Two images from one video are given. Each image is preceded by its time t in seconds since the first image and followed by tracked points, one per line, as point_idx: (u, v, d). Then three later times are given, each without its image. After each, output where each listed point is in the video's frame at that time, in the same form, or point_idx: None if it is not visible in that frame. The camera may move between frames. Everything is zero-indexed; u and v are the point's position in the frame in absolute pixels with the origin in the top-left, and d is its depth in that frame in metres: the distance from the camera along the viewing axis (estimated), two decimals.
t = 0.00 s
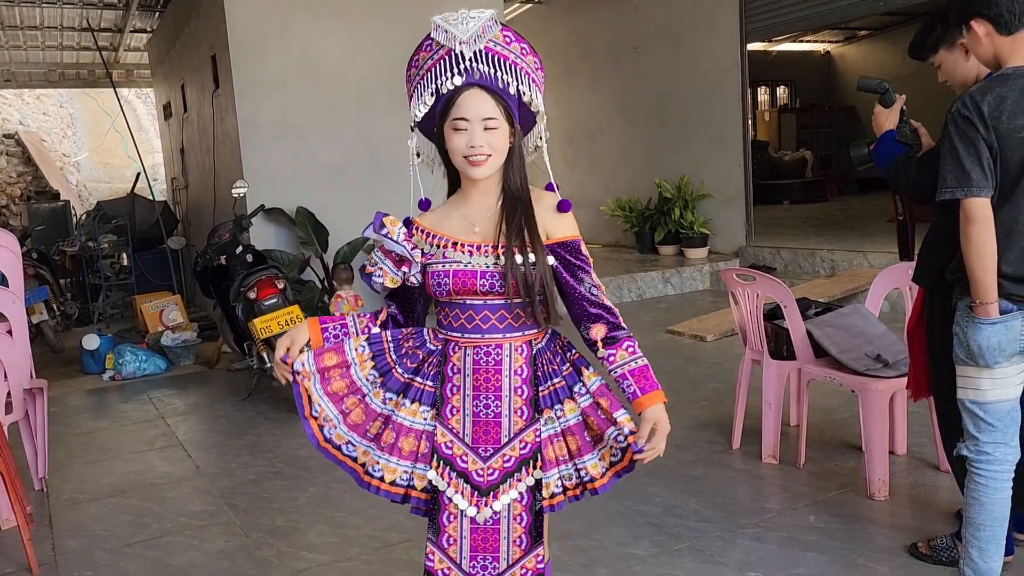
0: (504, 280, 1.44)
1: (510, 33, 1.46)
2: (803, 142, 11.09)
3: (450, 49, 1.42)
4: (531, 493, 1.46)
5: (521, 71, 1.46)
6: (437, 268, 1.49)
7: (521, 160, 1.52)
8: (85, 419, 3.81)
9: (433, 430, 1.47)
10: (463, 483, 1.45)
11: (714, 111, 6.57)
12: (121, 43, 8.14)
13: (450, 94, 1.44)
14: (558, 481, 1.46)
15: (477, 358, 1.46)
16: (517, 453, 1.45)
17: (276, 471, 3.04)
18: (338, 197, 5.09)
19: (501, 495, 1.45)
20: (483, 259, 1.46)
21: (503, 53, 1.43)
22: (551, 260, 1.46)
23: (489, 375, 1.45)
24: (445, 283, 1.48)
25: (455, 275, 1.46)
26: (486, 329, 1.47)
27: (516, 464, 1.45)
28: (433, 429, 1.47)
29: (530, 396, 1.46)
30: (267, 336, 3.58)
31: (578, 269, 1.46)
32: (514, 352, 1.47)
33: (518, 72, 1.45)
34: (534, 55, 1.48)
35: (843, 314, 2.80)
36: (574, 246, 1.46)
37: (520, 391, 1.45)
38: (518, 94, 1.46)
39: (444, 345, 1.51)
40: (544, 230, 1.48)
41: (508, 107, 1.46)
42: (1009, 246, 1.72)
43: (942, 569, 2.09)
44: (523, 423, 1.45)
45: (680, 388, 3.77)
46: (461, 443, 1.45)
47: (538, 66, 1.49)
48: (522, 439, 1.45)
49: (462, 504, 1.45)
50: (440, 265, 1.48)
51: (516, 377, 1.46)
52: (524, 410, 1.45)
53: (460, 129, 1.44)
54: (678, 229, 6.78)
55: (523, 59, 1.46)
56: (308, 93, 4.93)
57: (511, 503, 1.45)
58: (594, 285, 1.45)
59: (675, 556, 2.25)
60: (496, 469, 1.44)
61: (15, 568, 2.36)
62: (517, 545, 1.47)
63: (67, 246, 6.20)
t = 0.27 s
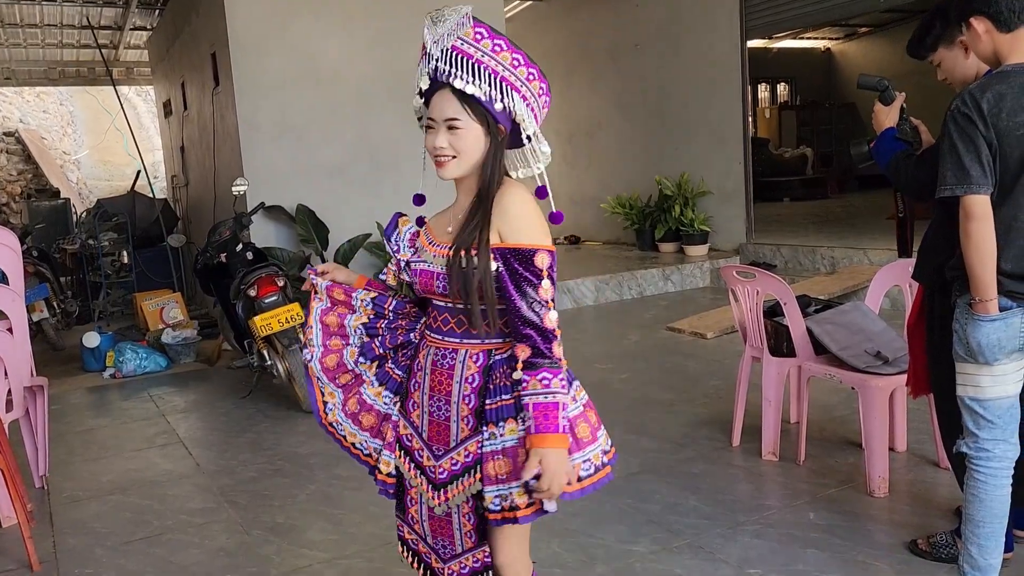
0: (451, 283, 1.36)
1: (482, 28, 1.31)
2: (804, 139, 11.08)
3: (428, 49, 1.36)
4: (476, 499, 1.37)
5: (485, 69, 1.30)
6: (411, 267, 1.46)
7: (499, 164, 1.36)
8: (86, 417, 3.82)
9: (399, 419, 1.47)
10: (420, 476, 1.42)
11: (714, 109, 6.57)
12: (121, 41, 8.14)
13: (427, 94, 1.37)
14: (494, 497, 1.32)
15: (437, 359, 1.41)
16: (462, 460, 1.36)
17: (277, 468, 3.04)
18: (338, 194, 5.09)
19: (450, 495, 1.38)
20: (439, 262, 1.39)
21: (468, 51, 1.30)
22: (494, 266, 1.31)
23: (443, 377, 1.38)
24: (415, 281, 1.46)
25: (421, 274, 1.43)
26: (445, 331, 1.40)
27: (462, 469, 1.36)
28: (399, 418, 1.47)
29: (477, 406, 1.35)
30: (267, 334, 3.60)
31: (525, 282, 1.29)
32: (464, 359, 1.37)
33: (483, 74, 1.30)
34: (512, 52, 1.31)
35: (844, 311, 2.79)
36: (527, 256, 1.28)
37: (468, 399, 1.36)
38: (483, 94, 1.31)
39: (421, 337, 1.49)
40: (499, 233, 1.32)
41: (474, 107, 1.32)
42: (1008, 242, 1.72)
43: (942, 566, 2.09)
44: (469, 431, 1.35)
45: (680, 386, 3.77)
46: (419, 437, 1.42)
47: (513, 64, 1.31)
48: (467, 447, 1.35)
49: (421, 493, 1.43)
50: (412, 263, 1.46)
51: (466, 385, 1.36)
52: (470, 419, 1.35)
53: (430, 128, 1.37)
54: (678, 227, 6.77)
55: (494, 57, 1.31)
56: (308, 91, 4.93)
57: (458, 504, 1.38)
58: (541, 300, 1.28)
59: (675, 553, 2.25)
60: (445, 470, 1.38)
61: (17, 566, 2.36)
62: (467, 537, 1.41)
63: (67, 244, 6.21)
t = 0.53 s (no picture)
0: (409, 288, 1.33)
1: (455, 33, 1.28)
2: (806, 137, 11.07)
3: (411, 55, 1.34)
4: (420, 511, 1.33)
5: (456, 75, 1.26)
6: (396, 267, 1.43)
7: (476, 173, 1.31)
8: (89, 416, 3.82)
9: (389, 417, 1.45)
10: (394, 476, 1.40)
11: (717, 108, 6.56)
12: (123, 40, 8.15)
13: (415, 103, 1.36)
14: (425, 510, 1.29)
15: (413, 362, 1.38)
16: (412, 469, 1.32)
17: (279, 467, 3.04)
18: (340, 194, 5.09)
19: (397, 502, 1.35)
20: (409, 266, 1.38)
21: (440, 57, 1.27)
22: (441, 279, 1.28)
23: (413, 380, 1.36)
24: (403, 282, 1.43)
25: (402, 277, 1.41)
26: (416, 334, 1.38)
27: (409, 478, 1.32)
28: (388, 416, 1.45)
29: (431, 413, 1.31)
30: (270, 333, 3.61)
31: (473, 299, 1.25)
32: (428, 367, 1.34)
33: (452, 81, 1.26)
34: (483, 57, 1.27)
35: (846, 310, 2.78)
36: (476, 273, 1.25)
37: (425, 406, 1.32)
38: (453, 100, 1.27)
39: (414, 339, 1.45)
40: (454, 245, 1.28)
41: (448, 115, 1.29)
42: (1013, 240, 1.72)
43: (944, 565, 2.09)
44: (421, 440, 1.31)
45: (683, 384, 3.77)
46: (398, 437, 1.41)
47: (483, 69, 1.26)
48: (415, 457, 1.31)
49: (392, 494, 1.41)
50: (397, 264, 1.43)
51: (426, 392, 1.33)
52: (423, 427, 1.32)
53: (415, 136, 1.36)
54: (681, 226, 6.77)
55: (464, 62, 1.26)
56: (310, 91, 4.93)
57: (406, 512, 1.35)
58: (487, 318, 1.24)
59: (678, 552, 2.25)
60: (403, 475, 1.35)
61: (19, 564, 2.37)
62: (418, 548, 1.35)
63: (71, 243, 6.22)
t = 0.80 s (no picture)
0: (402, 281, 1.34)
1: (453, 21, 1.28)
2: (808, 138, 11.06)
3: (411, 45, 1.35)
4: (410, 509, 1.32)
5: (453, 62, 1.26)
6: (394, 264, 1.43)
7: (472, 164, 1.31)
8: (92, 416, 3.83)
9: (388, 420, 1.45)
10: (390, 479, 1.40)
11: (719, 108, 6.56)
12: (126, 41, 8.16)
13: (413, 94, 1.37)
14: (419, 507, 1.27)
15: (408, 361, 1.38)
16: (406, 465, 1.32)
17: (282, 467, 3.05)
18: (342, 194, 5.09)
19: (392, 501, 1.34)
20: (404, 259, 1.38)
21: (437, 45, 1.28)
22: (437, 271, 1.27)
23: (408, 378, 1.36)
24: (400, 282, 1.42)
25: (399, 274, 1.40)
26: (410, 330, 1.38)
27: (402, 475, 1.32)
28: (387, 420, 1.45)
29: (423, 408, 1.31)
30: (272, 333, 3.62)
31: (476, 290, 1.25)
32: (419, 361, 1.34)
33: (449, 68, 1.26)
34: (482, 45, 1.26)
35: (849, 311, 2.79)
36: (476, 263, 1.25)
37: (418, 401, 1.32)
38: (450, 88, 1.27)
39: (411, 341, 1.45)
40: (454, 240, 1.28)
41: (445, 104, 1.29)
42: (1018, 242, 1.71)
43: (948, 566, 2.08)
44: (416, 435, 1.31)
45: (685, 385, 3.77)
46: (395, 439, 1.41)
47: (482, 57, 1.26)
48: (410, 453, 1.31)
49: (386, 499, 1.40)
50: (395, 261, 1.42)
51: (418, 387, 1.32)
52: (417, 422, 1.32)
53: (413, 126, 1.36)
54: (683, 226, 6.76)
55: (462, 50, 1.26)
56: (312, 92, 4.94)
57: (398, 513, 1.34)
58: (493, 308, 1.25)
59: (680, 553, 2.25)
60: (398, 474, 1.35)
61: (23, 564, 2.37)
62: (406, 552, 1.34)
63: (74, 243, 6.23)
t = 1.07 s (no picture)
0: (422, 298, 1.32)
1: (461, 25, 1.27)
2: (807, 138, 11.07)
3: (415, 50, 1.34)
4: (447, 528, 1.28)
5: (464, 68, 1.26)
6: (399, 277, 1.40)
7: (484, 169, 1.31)
8: (92, 417, 3.83)
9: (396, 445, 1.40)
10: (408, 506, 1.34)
11: (718, 109, 6.56)
12: (125, 42, 8.16)
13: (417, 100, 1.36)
14: (461, 521, 1.24)
15: (422, 375, 1.35)
16: (438, 482, 1.28)
17: (281, 469, 3.05)
18: (342, 195, 5.10)
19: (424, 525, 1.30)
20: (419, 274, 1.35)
21: (446, 50, 1.27)
22: (467, 287, 1.26)
23: (426, 393, 1.33)
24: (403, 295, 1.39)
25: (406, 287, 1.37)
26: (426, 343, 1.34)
27: (435, 493, 1.28)
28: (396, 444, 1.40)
29: (451, 421, 1.27)
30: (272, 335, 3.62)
31: (509, 305, 1.25)
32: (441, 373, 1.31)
33: (460, 74, 1.26)
34: (493, 49, 1.26)
35: (848, 311, 2.79)
36: (511, 284, 1.25)
37: (444, 414, 1.28)
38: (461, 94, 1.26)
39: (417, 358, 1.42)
40: (485, 257, 1.27)
41: (455, 111, 1.29)
42: (1015, 242, 1.72)
43: (948, 567, 2.08)
44: (444, 449, 1.28)
45: (685, 386, 3.77)
46: (410, 461, 1.36)
47: (493, 61, 1.26)
48: (441, 468, 1.28)
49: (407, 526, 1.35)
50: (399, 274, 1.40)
51: (443, 399, 1.29)
52: (445, 435, 1.28)
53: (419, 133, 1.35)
54: (682, 227, 6.77)
55: (472, 54, 1.26)
56: (312, 93, 4.94)
57: (433, 536, 1.29)
58: (529, 326, 1.26)
59: (680, 554, 2.25)
60: (425, 496, 1.30)
61: (22, 566, 2.37)
62: None
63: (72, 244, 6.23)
